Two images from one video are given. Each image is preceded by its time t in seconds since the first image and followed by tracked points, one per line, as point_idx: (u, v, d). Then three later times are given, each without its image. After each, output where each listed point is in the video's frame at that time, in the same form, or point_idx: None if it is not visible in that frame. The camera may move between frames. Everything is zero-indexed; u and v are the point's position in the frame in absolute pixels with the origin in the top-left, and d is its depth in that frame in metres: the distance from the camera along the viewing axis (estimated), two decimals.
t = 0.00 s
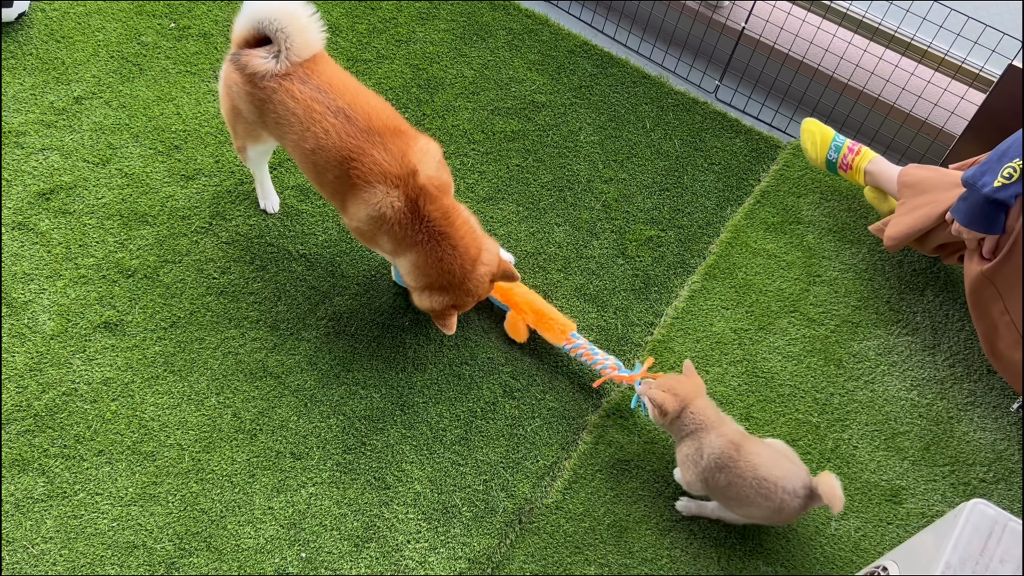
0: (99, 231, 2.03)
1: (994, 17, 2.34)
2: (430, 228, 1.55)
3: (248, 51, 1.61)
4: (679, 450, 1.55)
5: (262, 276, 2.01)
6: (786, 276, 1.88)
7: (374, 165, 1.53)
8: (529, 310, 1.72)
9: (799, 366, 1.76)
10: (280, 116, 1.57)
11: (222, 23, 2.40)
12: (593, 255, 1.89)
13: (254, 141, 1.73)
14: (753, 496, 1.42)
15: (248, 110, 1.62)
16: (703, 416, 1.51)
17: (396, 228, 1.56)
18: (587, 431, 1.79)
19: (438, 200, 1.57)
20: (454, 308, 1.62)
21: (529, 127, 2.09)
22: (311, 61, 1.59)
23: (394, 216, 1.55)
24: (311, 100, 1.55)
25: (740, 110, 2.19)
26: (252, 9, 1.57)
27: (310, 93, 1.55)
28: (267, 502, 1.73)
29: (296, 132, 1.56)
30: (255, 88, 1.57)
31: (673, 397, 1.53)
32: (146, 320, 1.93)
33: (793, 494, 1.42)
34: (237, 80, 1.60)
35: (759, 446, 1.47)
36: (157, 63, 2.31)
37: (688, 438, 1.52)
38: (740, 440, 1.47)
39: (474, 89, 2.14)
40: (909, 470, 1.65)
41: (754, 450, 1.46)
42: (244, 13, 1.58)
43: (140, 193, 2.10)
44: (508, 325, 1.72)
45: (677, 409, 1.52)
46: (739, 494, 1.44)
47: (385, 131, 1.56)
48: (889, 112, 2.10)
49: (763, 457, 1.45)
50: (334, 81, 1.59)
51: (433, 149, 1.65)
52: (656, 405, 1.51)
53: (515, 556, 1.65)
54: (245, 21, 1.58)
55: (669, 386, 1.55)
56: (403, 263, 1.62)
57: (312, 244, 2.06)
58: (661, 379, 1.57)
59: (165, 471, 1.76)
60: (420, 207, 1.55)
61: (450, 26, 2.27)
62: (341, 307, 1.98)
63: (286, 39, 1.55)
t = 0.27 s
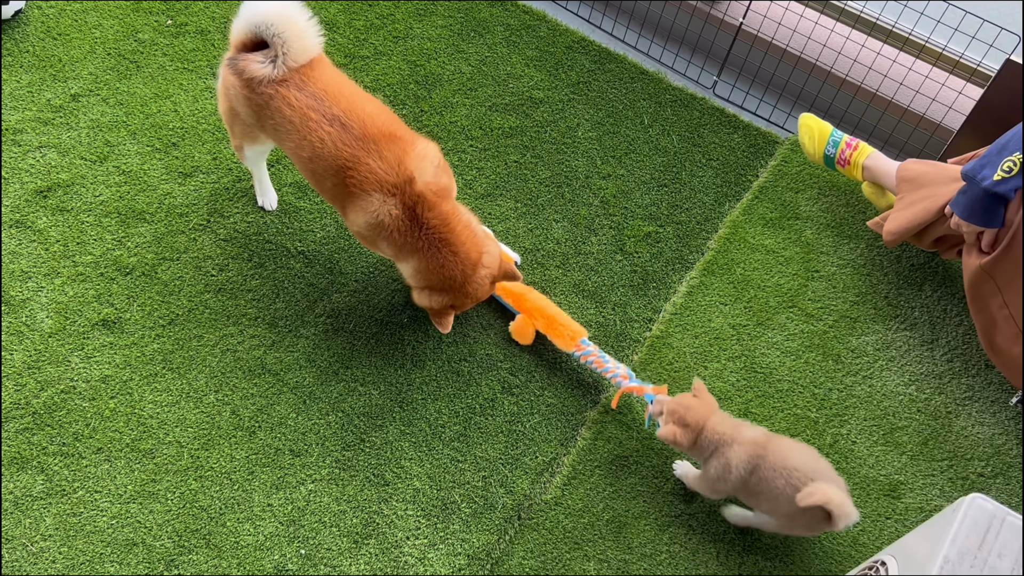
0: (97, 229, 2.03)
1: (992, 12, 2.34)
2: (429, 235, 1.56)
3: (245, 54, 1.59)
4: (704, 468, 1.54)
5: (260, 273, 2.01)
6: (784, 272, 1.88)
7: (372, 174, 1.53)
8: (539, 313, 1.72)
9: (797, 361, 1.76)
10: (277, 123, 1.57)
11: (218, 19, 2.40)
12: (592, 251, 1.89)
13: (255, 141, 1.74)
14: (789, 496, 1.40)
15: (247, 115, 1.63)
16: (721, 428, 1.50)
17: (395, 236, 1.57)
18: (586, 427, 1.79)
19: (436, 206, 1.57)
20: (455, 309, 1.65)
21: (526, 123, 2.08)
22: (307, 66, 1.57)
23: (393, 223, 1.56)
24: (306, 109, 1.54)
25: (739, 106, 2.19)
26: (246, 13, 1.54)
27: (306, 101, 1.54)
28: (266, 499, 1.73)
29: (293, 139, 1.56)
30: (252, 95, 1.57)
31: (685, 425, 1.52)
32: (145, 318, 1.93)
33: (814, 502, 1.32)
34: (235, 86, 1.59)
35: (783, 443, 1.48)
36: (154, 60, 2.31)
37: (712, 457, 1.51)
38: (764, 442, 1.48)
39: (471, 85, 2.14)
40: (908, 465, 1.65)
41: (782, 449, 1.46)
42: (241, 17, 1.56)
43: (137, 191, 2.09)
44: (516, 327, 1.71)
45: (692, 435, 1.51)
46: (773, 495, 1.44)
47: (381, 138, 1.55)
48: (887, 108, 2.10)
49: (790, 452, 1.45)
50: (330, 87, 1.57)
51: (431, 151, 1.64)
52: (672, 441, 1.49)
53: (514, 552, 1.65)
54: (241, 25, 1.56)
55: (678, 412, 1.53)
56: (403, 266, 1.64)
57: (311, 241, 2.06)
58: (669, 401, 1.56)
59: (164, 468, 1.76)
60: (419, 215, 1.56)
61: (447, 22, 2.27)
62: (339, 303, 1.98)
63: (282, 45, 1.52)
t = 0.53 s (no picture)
0: (93, 226, 2.02)
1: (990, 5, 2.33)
2: (434, 224, 1.55)
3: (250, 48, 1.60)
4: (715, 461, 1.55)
5: (257, 270, 2.00)
6: (782, 266, 1.88)
7: (375, 163, 1.53)
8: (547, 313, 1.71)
9: (795, 355, 1.76)
10: (279, 115, 1.56)
11: (214, 15, 2.39)
12: (589, 246, 1.89)
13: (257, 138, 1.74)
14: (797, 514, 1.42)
15: (250, 110, 1.63)
16: (746, 430, 1.52)
17: (400, 225, 1.56)
18: (584, 422, 1.79)
19: (440, 194, 1.56)
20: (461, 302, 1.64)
21: (524, 118, 2.08)
22: (310, 58, 1.57)
23: (397, 213, 1.54)
24: (309, 99, 1.53)
25: (735, 99, 2.19)
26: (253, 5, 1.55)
27: (308, 92, 1.54)
28: (265, 496, 1.72)
29: (295, 131, 1.56)
30: (255, 88, 1.57)
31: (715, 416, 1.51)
32: (142, 315, 1.92)
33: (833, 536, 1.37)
34: (239, 78, 1.59)
35: (804, 465, 1.50)
36: (149, 56, 2.30)
37: (729, 452, 1.52)
38: (785, 456, 1.50)
39: (468, 80, 2.14)
40: (906, 458, 1.65)
41: (800, 468, 1.48)
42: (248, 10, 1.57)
43: (134, 188, 2.09)
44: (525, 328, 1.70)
45: (720, 426, 1.51)
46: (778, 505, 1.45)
47: (384, 129, 1.55)
48: (884, 101, 2.10)
49: (807, 473, 1.48)
50: (332, 79, 1.57)
51: (433, 145, 1.64)
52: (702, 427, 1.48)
53: (513, 547, 1.65)
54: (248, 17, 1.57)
55: (707, 404, 1.53)
56: (407, 258, 1.63)
57: (308, 238, 2.06)
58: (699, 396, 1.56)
59: (162, 466, 1.76)
60: (423, 204, 1.55)
61: (443, 17, 2.26)
62: (337, 300, 1.98)
63: (286, 34, 1.52)
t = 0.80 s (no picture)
0: (88, 224, 2.02)
1: None
2: (434, 221, 1.52)
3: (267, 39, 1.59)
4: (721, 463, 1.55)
5: (253, 267, 2.00)
6: (778, 260, 1.88)
7: (395, 151, 1.52)
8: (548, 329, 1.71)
9: (792, 349, 1.76)
10: (300, 101, 1.54)
11: (208, 12, 2.38)
12: (585, 241, 1.88)
13: (271, 135, 1.70)
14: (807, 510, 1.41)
15: (264, 97, 1.60)
16: (746, 427, 1.51)
17: (405, 219, 1.54)
18: (581, 416, 1.79)
19: (450, 192, 1.55)
20: (453, 304, 1.57)
21: (519, 113, 2.07)
22: (337, 50, 1.58)
23: (403, 205, 1.53)
24: (336, 86, 1.52)
25: (731, 93, 2.19)
26: None
27: (338, 77, 1.53)
28: (263, 493, 1.72)
29: (317, 117, 1.54)
30: (274, 75, 1.55)
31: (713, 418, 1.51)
32: (138, 313, 1.92)
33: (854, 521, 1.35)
34: (257, 66, 1.58)
35: (809, 456, 1.46)
36: (143, 53, 2.29)
37: (733, 451, 1.52)
38: (789, 450, 1.47)
39: (463, 75, 2.13)
40: (903, 451, 1.65)
41: (805, 460, 1.45)
42: None
43: (128, 185, 2.08)
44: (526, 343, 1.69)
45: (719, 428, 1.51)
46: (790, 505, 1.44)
47: (408, 122, 1.55)
48: (880, 94, 2.10)
49: (813, 465, 1.44)
50: (361, 69, 1.57)
51: (453, 147, 1.65)
52: (699, 429, 1.48)
53: (511, 542, 1.66)
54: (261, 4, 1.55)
55: (705, 405, 1.54)
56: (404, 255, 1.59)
57: (304, 234, 2.06)
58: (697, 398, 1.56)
59: (159, 463, 1.75)
60: (430, 199, 1.52)
61: (438, 12, 2.25)
62: (333, 296, 1.97)
63: (303, 27, 1.53)
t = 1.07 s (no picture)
0: (82, 222, 2.01)
1: None
2: (446, 230, 1.54)
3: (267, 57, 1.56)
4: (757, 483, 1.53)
5: (248, 264, 1.99)
6: (774, 253, 1.88)
7: (407, 170, 1.51)
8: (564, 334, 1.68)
9: (788, 342, 1.76)
10: (313, 122, 1.54)
11: (200, 8, 2.37)
12: (581, 236, 1.88)
13: (282, 151, 1.69)
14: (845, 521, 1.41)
15: (274, 116, 1.58)
16: (775, 445, 1.49)
17: (421, 231, 1.56)
18: (578, 411, 1.79)
19: (462, 202, 1.55)
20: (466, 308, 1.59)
21: (513, 107, 2.07)
22: (344, 65, 1.55)
23: (418, 218, 1.54)
24: (348, 105, 1.52)
25: (726, 87, 2.19)
26: (273, 12, 1.50)
27: (347, 97, 1.52)
28: (260, 491, 1.72)
29: (331, 138, 1.54)
30: (284, 95, 1.54)
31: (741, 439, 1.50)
32: (132, 311, 1.91)
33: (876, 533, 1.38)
34: (267, 92, 1.57)
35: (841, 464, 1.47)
36: (135, 49, 2.28)
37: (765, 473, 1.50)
38: (819, 459, 1.48)
39: (457, 70, 2.12)
40: (900, 443, 1.64)
41: (838, 467, 1.47)
42: (253, 14, 1.50)
43: (122, 183, 2.07)
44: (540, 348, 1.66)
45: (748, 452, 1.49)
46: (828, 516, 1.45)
47: (421, 135, 1.54)
48: (874, 86, 2.09)
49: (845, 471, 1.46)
50: (370, 84, 1.55)
51: (469, 152, 1.63)
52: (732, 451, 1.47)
53: (509, 537, 1.65)
54: (255, 24, 1.50)
55: (731, 427, 1.51)
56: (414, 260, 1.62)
57: (298, 231, 2.05)
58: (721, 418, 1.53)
59: (156, 462, 1.75)
60: (445, 212, 1.53)
61: (432, 7, 2.25)
62: (329, 293, 1.97)
63: (308, 45, 1.51)
